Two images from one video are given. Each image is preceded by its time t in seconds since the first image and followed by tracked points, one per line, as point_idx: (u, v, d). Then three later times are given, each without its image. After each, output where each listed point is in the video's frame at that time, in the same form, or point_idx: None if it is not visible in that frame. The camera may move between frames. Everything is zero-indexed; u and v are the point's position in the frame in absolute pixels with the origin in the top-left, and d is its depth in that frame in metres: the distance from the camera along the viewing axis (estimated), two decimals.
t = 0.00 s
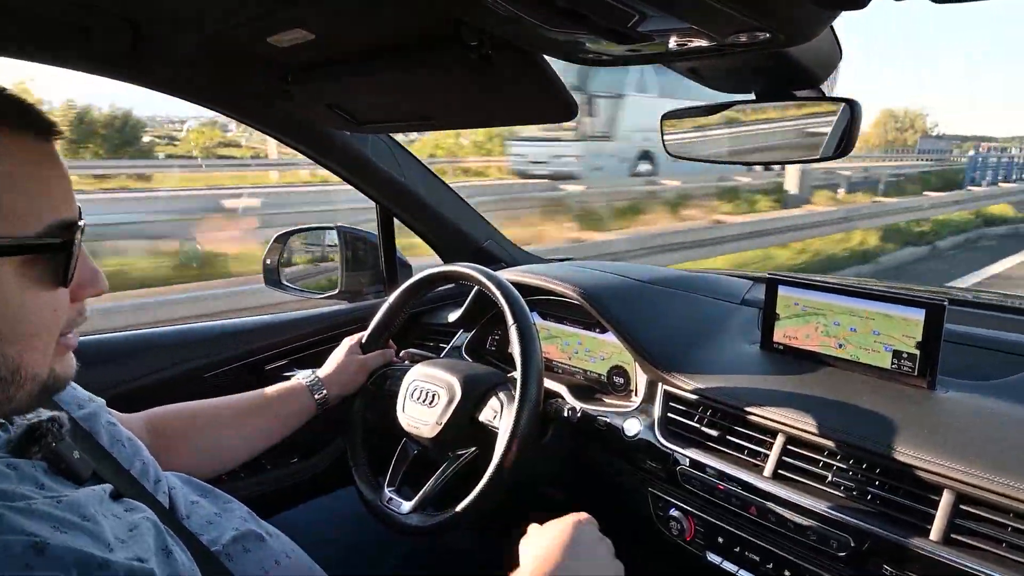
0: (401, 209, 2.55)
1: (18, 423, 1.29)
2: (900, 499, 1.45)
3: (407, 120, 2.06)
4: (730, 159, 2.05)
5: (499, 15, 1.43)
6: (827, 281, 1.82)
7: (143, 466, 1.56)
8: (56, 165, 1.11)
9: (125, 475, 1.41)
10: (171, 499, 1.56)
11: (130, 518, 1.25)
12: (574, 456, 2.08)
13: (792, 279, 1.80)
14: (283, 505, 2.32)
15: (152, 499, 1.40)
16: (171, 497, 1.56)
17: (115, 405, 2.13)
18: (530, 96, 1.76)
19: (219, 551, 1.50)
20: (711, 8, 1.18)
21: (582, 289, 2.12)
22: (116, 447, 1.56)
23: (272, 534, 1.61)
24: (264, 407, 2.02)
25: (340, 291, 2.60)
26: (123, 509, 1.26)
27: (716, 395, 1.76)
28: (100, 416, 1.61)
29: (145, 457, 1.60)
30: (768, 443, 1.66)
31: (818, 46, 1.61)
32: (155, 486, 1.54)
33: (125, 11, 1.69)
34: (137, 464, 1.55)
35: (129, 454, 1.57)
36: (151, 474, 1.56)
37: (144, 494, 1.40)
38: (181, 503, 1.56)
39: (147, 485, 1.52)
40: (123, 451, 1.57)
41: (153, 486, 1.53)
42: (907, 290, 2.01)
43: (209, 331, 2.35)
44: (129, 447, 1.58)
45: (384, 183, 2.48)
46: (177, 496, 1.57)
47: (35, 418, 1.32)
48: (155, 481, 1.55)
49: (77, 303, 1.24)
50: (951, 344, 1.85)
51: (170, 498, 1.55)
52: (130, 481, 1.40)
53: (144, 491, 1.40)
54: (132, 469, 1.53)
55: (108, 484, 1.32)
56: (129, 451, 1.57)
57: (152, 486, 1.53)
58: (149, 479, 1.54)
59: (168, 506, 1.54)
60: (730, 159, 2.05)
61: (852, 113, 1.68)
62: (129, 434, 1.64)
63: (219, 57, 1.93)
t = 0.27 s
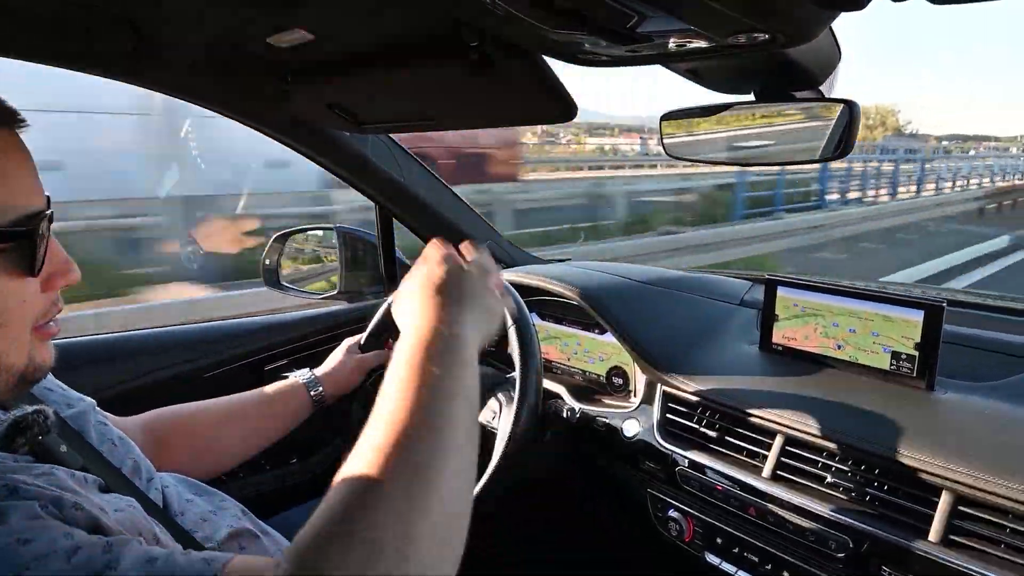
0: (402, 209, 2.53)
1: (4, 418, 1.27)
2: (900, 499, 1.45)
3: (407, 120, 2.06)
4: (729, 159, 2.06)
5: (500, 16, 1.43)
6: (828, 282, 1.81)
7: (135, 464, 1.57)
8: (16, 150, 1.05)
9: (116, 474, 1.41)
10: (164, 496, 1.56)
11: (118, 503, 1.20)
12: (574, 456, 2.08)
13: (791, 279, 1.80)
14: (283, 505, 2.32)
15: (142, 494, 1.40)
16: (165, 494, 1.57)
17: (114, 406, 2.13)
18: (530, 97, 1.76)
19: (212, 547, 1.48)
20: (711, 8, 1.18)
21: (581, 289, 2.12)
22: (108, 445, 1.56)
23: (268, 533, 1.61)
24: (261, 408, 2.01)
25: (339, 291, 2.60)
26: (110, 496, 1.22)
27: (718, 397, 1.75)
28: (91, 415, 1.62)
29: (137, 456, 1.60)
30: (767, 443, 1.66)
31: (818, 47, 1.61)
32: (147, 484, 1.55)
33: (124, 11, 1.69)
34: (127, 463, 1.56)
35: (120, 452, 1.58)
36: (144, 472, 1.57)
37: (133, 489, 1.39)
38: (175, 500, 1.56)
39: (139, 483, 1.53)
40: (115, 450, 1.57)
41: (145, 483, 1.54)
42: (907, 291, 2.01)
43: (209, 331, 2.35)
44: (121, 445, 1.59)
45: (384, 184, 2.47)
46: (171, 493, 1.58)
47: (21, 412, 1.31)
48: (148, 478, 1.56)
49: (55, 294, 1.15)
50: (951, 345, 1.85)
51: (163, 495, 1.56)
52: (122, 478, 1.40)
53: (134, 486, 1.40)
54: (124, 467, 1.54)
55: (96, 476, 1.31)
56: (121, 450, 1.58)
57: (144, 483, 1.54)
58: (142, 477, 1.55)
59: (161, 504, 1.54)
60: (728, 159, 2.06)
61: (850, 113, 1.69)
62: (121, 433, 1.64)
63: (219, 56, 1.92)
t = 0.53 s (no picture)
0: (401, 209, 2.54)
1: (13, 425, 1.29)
2: (900, 499, 1.45)
3: (408, 121, 2.06)
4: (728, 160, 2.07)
5: (501, 17, 1.42)
6: (828, 281, 1.81)
7: (140, 468, 1.57)
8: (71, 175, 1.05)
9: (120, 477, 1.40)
10: (168, 498, 1.57)
11: (119, 513, 1.21)
12: (575, 456, 2.08)
13: (792, 279, 1.80)
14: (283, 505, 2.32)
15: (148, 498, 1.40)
16: (169, 497, 1.57)
17: (115, 406, 2.13)
18: (530, 97, 1.76)
19: (217, 549, 1.49)
20: (713, 9, 1.17)
21: (582, 289, 2.12)
22: (113, 448, 1.58)
23: (270, 535, 1.61)
24: (262, 407, 2.01)
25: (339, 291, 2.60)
26: (112, 505, 1.23)
27: (719, 397, 1.75)
28: (98, 417, 1.63)
29: (143, 459, 1.61)
30: (768, 443, 1.66)
31: (819, 47, 1.61)
32: (151, 488, 1.56)
33: (125, 11, 1.68)
34: (134, 467, 1.56)
35: (127, 456, 1.58)
36: (150, 477, 1.58)
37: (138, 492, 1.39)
38: (180, 502, 1.57)
39: (144, 487, 1.53)
40: (121, 453, 1.58)
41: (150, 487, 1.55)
42: (907, 291, 2.01)
43: (209, 332, 2.35)
44: (127, 449, 1.60)
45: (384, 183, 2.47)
46: (175, 496, 1.58)
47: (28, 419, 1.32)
48: (152, 483, 1.57)
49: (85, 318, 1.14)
50: (952, 344, 1.85)
51: (167, 497, 1.56)
52: (126, 480, 1.39)
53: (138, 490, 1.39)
54: (129, 471, 1.54)
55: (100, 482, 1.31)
56: (128, 453, 1.59)
57: (148, 487, 1.55)
58: (146, 481, 1.56)
59: (165, 507, 1.54)
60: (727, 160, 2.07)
61: (852, 112, 1.71)
62: (128, 436, 1.65)
63: (220, 56, 1.92)
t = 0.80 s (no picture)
0: (401, 209, 2.54)
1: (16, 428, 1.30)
2: (902, 500, 1.45)
3: (408, 121, 2.06)
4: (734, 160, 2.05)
5: (502, 18, 1.43)
6: (829, 282, 1.81)
7: (144, 470, 1.56)
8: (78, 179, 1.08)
9: (124, 479, 1.41)
10: (171, 499, 1.56)
11: (126, 520, 1.24)
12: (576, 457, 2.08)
13: (793, 280, 1.80)
14: (284, 506, 2.32)
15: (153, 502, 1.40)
16: (171, 499, 1.56)
17: (117, 407, 2.14)
18: (531, 98, 1.76)
19: (217, 551, 1.48)
20: (714, 9, 1.17)
21: (583, 290, 2.12)
22: (117, 449, 1.57)
23: (270, 536, 1.61)
24: (263, 407, 2.02)
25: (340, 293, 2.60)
26: (118, 510, 1.26)
27: (721, 398, 1.75)
28: (101, 417, 1.62)
29: (146, 460, 1.60)
30: (769, 444, 1.66)
31: (820, 47, 1.61)
32: (154, 489, 1.54)
33: (127, 12, 1.69)
34: (137, 468, 1.56)
35: (129, 458, 1.57)
36: (152, 479, 1.56)
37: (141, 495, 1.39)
38: (182, 505, 1.56)
39: (147, 488, 1.52)
40: (123, 454, 1.57)
41: (153, 488, 1.54)
42: (908, 291, 2.01)
43: (211, 332, 2.35)
44: (130, 451, 1.59)
45: (384, 184, 2.47)
46: (177, 497, 1.57)
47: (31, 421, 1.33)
48: (155, 483, 1.56)
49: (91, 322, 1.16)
50: (953, 345, 1.85)
51: (170, 499, 1.55)
52: (130, 482, 1.40)
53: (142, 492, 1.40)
54: (133, 473, 1.53)
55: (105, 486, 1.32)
56: (130, 454, 1.58)
57: (151, 488, 1.53)
58: (149, 482, 1.54)
59: (168, 508, 1.53)
60: (733, 160, 2.05)
61: (853, 114, 1.67)
62: (130, 438, 1.64)
63: (221, 57, 1.92)
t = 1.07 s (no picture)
0: (400, 206, 2.53)
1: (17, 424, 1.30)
2: (901, 497, 1.45)
3: (408, 119, 2.06)
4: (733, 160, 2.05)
5: (502, 16, 1.43)
6: (828, 280, 1.81)
7: (144, 467, 1.56)
8: (55, 187, 1.11)
9: (125, 476, 1.41)
10: (170, 497, 1.56)
11: (126, 520, 1.24)
12: (576, 455, 2.08)
13: (793, 278, 1.80)
14: (284, 504, 2.32)
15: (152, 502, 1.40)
16: (170, 496, 1.56)
17: (117, 404, 2.14)
18: (531, 96, 1.76)
19: (217, 550, 1.48)
20: (713, 6, 1.17)
21: (582, 288, 2.12)
22: (118, 446, 1.57)
23: (269, 533, 1.61)
24: (262, 403, 2.02)
25: (340, 291, 2.60)
26: (119, 509, 1.26)
27: (720, 395, 1.75)
28: (101, 414, 1.62)
29: (146, 457, 1.60)
30: (769, 442, 1.66)
31: (820, 45, 1.61)
32: (154, 487, 1.54)
33: (126, 10, 1.69)
34: (138, 466, 1.55)
35: (130, 455, 1.57)
36: (153, 476, 1.56)
37: (142, 494, 1.39)
38: (182, 503, 1.56)
39: (147, 485, 1.52)
40: (124, 450, 1.57)
41: (153, 486, 1.54)
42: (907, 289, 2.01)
43: (211, 330, 2.35)
44: (131, 448, 1.58)
45: (383, 181, 2.46)
46: (177, 495, 1.57)
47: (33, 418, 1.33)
48: (155, 481, 1.55)
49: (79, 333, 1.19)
50: (952, 342, 1.85)
51: (169, 497, 1.55)
52: (130, 480, 1.40)
53: (143, 489, 1.40)
54: (133, 470, 1.53)
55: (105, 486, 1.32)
56: (131, 450, 1.58)
57: (151, 486, 1.53)
58: (149, 480, 1.54)
59: (167, 506, 1.53)
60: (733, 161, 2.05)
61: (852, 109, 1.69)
62: (132, 435, 1.64)
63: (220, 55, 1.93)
